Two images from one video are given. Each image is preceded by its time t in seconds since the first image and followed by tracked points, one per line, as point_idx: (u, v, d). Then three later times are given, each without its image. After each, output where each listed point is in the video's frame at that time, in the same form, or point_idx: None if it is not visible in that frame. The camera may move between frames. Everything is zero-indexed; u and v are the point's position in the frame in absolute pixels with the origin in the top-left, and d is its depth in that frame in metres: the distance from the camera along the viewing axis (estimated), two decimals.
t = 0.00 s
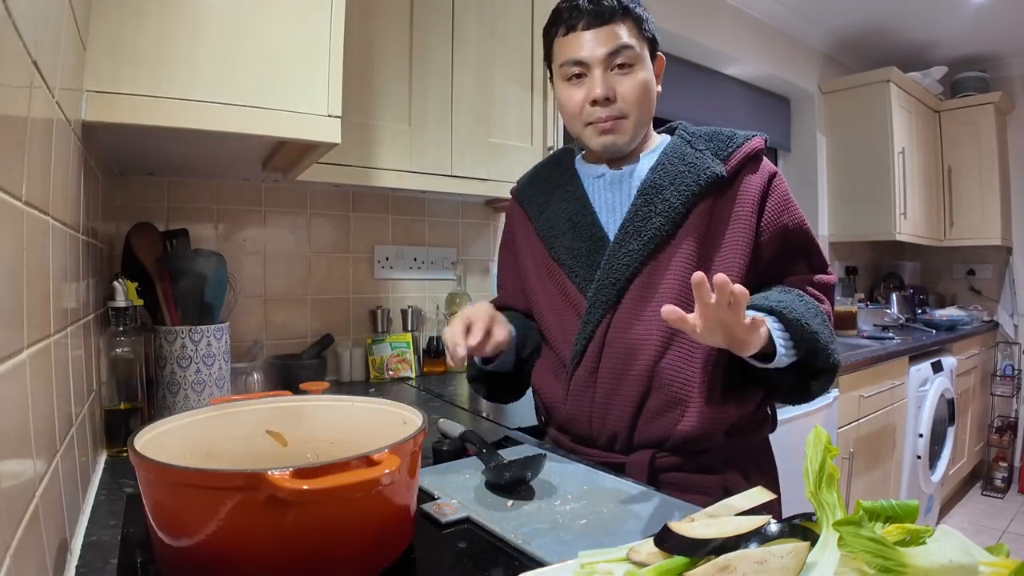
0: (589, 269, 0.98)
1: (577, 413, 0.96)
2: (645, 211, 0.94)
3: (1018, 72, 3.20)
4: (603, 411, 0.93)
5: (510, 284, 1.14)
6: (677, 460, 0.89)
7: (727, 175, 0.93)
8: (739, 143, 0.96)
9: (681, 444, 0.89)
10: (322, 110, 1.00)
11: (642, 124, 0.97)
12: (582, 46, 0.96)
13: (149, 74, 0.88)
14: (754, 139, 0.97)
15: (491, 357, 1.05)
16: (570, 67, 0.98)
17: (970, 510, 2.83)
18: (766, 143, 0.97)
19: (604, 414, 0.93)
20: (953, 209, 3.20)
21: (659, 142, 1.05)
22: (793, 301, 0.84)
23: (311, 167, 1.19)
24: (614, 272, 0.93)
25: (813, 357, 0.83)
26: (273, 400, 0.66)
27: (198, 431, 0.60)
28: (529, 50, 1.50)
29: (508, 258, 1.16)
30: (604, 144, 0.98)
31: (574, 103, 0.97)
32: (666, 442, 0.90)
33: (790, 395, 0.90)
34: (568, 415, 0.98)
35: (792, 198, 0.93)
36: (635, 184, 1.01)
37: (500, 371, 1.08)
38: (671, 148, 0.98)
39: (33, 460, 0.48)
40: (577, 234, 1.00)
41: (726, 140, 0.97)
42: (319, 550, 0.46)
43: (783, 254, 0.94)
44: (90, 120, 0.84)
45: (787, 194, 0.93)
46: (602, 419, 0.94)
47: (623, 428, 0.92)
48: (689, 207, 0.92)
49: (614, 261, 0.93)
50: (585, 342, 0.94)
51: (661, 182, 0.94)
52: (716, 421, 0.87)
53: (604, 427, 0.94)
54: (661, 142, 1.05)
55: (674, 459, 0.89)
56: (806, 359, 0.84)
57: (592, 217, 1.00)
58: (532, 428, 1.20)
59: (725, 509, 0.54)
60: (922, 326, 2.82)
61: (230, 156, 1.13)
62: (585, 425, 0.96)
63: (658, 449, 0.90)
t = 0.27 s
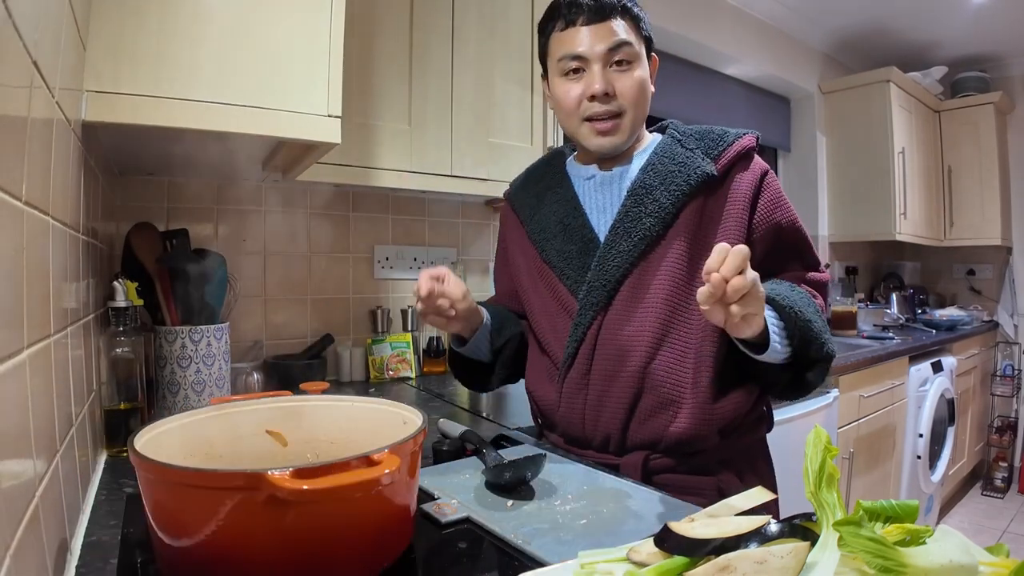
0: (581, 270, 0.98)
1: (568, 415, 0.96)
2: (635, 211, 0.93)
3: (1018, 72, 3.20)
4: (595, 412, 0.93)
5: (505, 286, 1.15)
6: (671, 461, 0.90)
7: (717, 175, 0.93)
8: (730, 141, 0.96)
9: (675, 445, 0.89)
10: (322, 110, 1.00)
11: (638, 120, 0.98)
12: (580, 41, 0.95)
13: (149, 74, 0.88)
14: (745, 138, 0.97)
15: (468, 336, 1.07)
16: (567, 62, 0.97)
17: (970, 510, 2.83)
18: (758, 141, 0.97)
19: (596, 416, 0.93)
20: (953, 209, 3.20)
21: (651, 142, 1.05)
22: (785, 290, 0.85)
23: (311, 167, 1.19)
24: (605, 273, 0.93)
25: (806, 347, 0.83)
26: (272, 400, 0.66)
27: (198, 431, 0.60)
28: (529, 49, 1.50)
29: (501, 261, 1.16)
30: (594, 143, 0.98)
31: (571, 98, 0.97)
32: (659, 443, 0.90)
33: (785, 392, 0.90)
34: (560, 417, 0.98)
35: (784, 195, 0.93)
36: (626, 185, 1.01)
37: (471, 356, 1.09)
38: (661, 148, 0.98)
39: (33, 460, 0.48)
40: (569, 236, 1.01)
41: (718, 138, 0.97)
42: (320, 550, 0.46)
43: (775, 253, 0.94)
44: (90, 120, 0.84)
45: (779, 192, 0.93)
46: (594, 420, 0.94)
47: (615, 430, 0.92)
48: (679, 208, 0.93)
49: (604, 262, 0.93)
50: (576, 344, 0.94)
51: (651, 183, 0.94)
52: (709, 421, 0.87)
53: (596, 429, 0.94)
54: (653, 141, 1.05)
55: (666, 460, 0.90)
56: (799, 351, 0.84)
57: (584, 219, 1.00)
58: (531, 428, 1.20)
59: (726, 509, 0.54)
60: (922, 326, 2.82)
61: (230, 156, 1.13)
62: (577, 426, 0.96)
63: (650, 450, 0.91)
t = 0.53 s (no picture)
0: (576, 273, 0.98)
1: (566, 417, 0.96)
2: (631, 213, 0.93)
3: (1018, 72, 3.21)
4: (593, 415, 0.93)
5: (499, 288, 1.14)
6: (671, 462, 0.90)
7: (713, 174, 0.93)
8: (726, 140, 0.96)
9: (672, 447, 0.89)
10: (322, 110, 1.00)
11: (632, 119, 0.98)
12: (573, 40, 0.95)
13: (149, 74, 0.88)
14: (741, 136, 0.96)
15: (468, 334, 1.07)
16: (561, 61, 0.97)
17: (970, 510, 2.83)
18: (753, 139, 0.97)
19: (594, 418, 0.93)
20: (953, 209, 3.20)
21: (646, 142, 1.05)
22: (783, 290, 0.84)
23: (311, 167, 1.19)
24: (601, 275, 0.93)
25: (804, 348, 0.82)
26: (270, 399, 0.66)
27: (199, 431, 0.60)
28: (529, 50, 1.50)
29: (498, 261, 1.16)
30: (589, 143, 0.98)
31: (564, 97, 0.97)
32: (658, 445, 0.90)
33: (782, 392, 0.90)
34: (558, 419, 0.98)
35: (781, 195, 0.93)
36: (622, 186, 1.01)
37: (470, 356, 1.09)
38: (656, 148, 0.98)
39: (33, 460, 0.48)
40: (566, 238, 1.01)
41: (713, 138, 0.97)
42: (320, 550, 0.46)
43: (772, 252, 0.94)
44: (90, 120, 0.84)
45: (776, 192, 0.93)
46: (592, 423, 0.94)
47: (613, 432, 0.92)
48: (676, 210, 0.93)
49: (601, 264, 0.93)
50: (573, 346, 0.94)
51: (647, 183, 0.94)
52: (707, 423, 0.87)
53: (594, 431, 0.94)
54: (648, 141, 1.05)
55: (665, 462, 0.90)
56: (797, 352, 0.84)
57: (579, 222, 1.01)
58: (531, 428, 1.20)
59: (726, 508, 0.54)
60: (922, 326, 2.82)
61: (230, 156, 1.13)
62: (575, 428, 0.96)
63: (648, 452, 0.91)
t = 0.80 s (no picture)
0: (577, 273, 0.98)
1: (565, 418, 0.96)
2: (632, 213, 0.93)
3: (1017, 72, 3.21)
4: (593, 416, 0.93)
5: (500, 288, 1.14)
6: (671, 463, 0.90)
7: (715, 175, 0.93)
8: (728, 140, 0.95)
9: (671, 448, 0.89)
10: (322, 110, 1.00)
11: (632, 118, 0.98)
12: (573, 39, 0.95)
13: (149, 74, 0.88)
14: (743, 136, 0.96)
15: (470, 336, 1.07)
16: (561, 60, 0.97)
17: (970, 510, 2.83)
18: (755, 139, 0.97)
19: (593, 419, 0.93)
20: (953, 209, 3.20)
21: (647, 142, 1.05)
22: (784, 293, 0.85)
23: (311, 167, 1.19)
24: (602, 276, 0.93)
25: (804, 350, 0.83)
26: (271, 400, 0.66)
27: (198, 431, 0.60)
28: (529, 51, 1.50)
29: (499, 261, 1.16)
30: (590, 142, 0.98)
31: (564, 95, 0.97)
32: (657, 446, 0.90)
33: (783, 395, 0.90)
34: (557, 420, 0.98)
35: (783, 196, 0.93)
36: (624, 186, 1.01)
37: (471, 357, 1.09)
38: (657, 147, 0.98)
39: (33, 460, 0.48)
40: (567, 238, 1.01)
41: (715, 138, 0.97)
42: (320, 550, 0.46)
43: (773, 253, 0.94)
44: (90, 120, 0.84)
45: (778, 193, 0.93)
46: (592, 424, 0.93)
47: (613, 433, 0.92)
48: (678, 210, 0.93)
49: (601, 265, 0.93)
50: (573, 347, 0.94)
51: (648, 183, 0.94)
52: (707, 425, 0.87)
53: (594, 432, 0.94)
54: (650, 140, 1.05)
55: (665, 463, 0.90)
56: (797, 354, 0.84)
57: (580, 222, 1.01)
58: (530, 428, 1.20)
59: (726, 508, 0.54)
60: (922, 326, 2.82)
61: (231, 156, 1.13)
62: (575, 429, 0.96)
63: (648, 453, 0.91)
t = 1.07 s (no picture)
0: (578, 273, 0.98)
1: (565, 418, 0.96)
2: (633, 214, 0.93)
3: (1017, 73, 3.21)
4: (592, 416, 0.93)
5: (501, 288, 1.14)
6: (671, 464, 0.90)
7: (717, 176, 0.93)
8: (729, 140, 0.96)
9: (671, 449, 0.89)
10: (322, 110, 1.00)
11: (633, 120, 0.98)
12: (574, 40, 0.95)
13: (149, 74, 0.88)
14: (745, 137, 0.96)
15: (469, 337, 1.07)
16: (562, 60, 0.97)
17: (970, 510, 2.83)
18: (757, 140, 0.97)
19: (593, 420, 0.93)
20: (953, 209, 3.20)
21: (648, 142, 1.05)
22: (786, 296, 0.85)
23: (311, 167, 1.19)
24: (602, 276, 0.93)
25: (805, 353, 0.83)
26: (271, 400, 0.66)
27: (198, 431, 0.60)
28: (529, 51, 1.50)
29: (499, 261, 1.16)
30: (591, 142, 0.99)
31: (565, 96, 0.97)
32: (658, 447, 0.90)
33: (784, 396, 0.90)
34: (557, 420, 0.98)
35: (785, 197, 0.93)
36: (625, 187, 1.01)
37: (471, 359, 1.09)
38: (659, 148, 0.98)
39: (33, 460, 0.48)
40: (567, 239, 1.01)
41: (717, 139, 0.97)
42: (320, 550, 0.46)
43: (774, 254, 0.94)
44: (90, 120, 0.84)
45: (779, 193, 0.93)
46: (592, 424, 0.93)
47: (613, 434, 0.92)
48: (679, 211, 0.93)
49: (602, 264, 0.93)
50: (573, 348, 0.94)
51: (649, 184, 0.94)
52: (707, 426, 0.87)
53: (594, 433, 0.94)
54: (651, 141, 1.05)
55: (666, 463, 0.90)
56: (797, 357, 0.84)
57: (581, 222, 1.01)
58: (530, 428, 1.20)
59: (726, 508, 0.54)
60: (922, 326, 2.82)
61: (231, 156, 1.13)
62: (576, 430, 0.96)
63: (648, 453, 0.91)
